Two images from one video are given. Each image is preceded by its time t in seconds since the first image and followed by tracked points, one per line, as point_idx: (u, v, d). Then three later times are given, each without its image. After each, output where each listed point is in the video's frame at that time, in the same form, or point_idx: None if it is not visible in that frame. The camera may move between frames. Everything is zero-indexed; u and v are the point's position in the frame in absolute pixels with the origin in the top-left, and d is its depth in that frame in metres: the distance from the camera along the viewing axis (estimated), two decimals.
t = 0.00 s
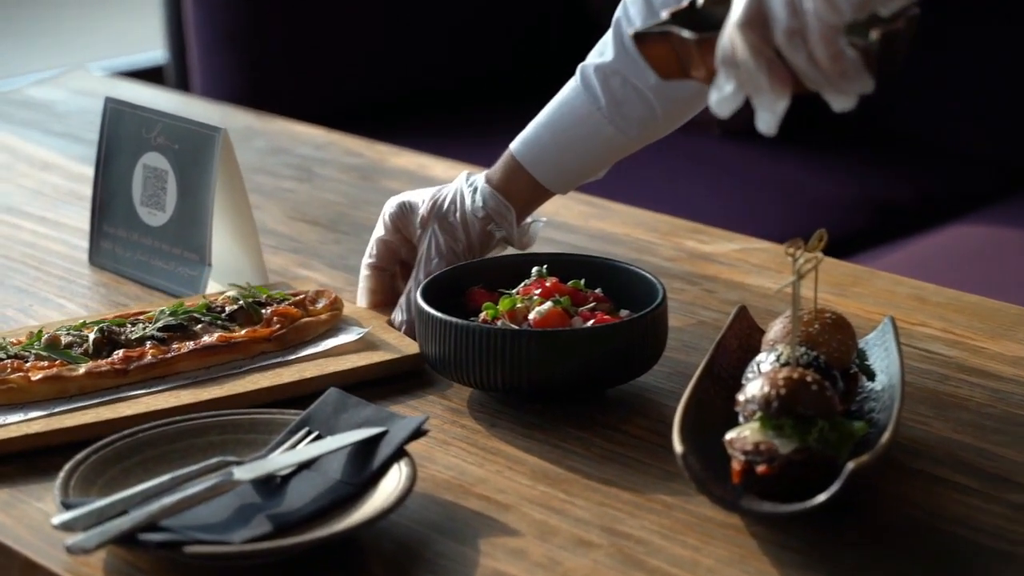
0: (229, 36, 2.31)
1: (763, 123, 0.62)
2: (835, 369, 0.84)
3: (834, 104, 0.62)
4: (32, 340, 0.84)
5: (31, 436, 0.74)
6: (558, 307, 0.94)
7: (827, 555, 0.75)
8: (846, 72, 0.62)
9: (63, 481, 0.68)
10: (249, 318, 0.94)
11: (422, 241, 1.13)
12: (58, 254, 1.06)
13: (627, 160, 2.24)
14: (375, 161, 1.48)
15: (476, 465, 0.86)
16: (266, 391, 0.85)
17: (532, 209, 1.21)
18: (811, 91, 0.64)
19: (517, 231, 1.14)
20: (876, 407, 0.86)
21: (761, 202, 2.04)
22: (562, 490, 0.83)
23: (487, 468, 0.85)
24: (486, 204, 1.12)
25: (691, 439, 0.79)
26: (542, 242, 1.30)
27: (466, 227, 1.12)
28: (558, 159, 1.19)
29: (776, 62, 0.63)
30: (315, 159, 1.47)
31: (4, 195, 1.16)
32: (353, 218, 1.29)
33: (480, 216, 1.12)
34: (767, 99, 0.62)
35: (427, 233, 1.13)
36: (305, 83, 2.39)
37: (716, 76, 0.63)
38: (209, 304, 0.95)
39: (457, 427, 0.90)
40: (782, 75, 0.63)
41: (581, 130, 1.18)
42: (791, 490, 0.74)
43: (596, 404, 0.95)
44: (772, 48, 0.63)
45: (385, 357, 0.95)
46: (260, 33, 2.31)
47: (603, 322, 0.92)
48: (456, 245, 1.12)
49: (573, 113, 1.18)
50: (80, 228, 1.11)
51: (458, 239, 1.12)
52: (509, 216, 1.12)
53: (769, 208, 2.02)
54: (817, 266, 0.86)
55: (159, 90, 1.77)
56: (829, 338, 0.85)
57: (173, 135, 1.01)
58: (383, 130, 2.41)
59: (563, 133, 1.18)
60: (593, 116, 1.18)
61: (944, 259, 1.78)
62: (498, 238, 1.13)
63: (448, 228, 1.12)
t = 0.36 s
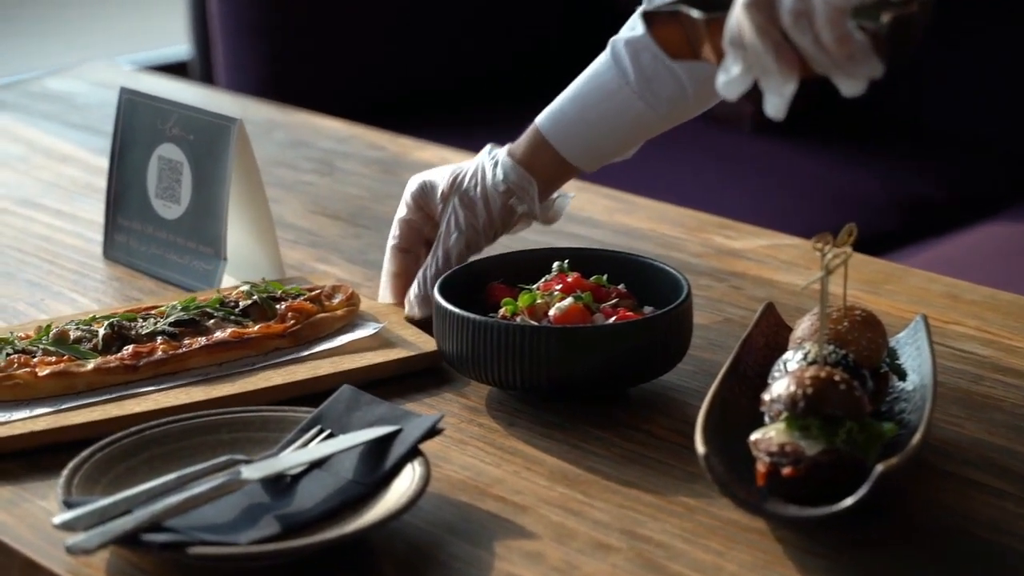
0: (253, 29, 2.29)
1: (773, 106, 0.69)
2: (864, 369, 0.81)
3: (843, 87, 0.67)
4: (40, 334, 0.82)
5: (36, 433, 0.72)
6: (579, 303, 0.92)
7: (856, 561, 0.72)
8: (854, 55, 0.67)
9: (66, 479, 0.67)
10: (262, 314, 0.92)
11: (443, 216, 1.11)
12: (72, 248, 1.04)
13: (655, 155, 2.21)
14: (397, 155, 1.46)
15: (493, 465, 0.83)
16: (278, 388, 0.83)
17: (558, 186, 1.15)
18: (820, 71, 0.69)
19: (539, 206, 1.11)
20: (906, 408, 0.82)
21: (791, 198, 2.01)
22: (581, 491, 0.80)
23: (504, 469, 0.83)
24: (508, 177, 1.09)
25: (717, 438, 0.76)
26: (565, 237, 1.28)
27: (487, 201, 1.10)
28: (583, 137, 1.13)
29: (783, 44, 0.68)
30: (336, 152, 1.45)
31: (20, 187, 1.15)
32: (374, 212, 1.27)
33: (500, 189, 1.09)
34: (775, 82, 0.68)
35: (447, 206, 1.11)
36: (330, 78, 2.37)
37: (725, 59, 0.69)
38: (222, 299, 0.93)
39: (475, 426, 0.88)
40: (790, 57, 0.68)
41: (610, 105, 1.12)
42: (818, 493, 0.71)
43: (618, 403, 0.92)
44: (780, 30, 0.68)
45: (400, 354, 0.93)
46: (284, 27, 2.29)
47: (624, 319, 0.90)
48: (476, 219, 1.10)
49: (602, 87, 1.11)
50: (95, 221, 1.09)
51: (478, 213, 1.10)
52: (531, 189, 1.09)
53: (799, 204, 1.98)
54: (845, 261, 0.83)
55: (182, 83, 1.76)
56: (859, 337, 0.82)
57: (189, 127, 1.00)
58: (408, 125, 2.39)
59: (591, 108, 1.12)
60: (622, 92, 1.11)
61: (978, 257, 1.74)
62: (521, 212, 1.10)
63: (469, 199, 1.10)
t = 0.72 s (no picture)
0: (278, 21, 2.28)
1: (774, 82, 0.73)
2: (891, 366, 0.78)
3: (846, 67, 0.71)
4: (48, 326, 0.80)
5: (40, 426, 0.71)
6: (600, 298, 0.89)
7: (881, 566, 0.70)
8: (855, 33, 0.71)
9: (68, 474, 0.65)
10: (276, 307, 0.91)
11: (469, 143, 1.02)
12: (86, 239, 1.03)
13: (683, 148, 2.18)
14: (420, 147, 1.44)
15: (509, 463, 0.81)
16: (290, 383, 0.82)
17: (596, 133, 1.02)
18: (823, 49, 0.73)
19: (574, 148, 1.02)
20: (935, 407, 0.80)
21: (820, 194, 1.97)
22: (599, 491, 0.78)
23: (520, 467, 0.81)
24: (541, 106, 0.99)
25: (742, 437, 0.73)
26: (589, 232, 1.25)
27: (516, 128, 1.00)
28: (634, 82, 0.99)
29: (783, 20, 0.73)
30: (358, 144, 1.43)
31: (37, 178, 1.14)
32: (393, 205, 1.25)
33: (532, 117, 0.99)
34: (776, 60, 0.72)
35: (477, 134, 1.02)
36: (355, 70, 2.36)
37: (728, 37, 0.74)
38: (235, 291, 0.91)
39: (490, 423, 0.86)
40: (791, 37, 0.73)
41: (656, 55, 0.98)
42: (842, 495, 0.68)
43: (638, 399, 0.90)
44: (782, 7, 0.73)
45: (416, 348, 0.91)
46: (309, 19, 2.28)
47: (645, 313, 0.87)
48: (501, 148, 1.00)
49: (651, 35, 0.98)
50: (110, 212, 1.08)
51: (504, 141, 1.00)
52: (564, 122, 0.99)
53: (828, 200, 1.95)
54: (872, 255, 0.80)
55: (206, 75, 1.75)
56: (887, 333, 0.80)
57: (204, 117, 0.98)
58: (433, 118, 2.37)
59: (635, 57, 0.98)
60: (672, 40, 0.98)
61: (1010, 256, 1.71)
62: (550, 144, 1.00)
63: (500, 127, 1.01)
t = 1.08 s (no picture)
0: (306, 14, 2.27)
1: (777, 46, 0.90)
2: (924, 363, 0.75)
3: (844, 39, 0.92)
4: (60, 317, 0.79)
5: (46, 420, 0.69)
6: (623, 292, 0.86)
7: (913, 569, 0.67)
8: (852, 9, 0.90)
9: (74, 468, 0.63)
10: (293, 300, 0.89)
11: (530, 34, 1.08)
12: (103, 230, 1.02)
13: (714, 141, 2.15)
14: (445, 140, 1.42)
15: (528, 460, 0.79)
16: (305, 377, 0.80)
17: (662, 53, 1.08)
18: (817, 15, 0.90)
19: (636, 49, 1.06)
20: (970, 406, 0.77)
21: (853, 188, 1.94)
22: (621, 489, 0.76)
23: (539, 464, 0.78)
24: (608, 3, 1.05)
25: (771, 435, 0.71)
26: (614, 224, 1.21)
27: (581, 20, 1.06)
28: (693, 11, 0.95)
29: None
30: (383, 136, 1.42)
31: (55, 168, 1.13)
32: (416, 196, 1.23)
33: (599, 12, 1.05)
34: (780, 32, 0.89)
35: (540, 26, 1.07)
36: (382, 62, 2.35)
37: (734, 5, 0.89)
38: (251, 284, 0.89)
39: (510, 419, 0.83)
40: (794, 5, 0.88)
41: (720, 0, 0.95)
42: (872, 495, 0.66)
43: (661, 395, 0.87)
44: None
45: (434, 342, 0.89)
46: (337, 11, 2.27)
47: (670, 308, 0.85)
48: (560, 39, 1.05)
49: None
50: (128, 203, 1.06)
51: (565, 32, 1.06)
52: (629, 21, 1.05)
53: (861, 194, 1.92)
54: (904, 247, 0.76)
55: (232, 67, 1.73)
56: (920, 328, 0.76)
57: (222, 105, 0.97)
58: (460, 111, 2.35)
59: None
60: None
61: None
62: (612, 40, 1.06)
63: (566, 20, 1.07)
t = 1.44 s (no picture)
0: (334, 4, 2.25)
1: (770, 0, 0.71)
2: (957, 357, 0.72)
3: None
4: (70, 306, 0.77)
5: (53, 411, 0.68)
6: (647, 282, 0.83)
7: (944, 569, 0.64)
8: None
9: (79, 460, 0.62)
10: (309, 291, 0.87)
11: None
12: (120, 219, 1.01)
13: (745, 134, 2.12)
14: (468, 130, 1.40)
15: (547, 455, 0.77)
16: (319, 369, 0.78)
17: None
18: None
19: None
20: (1004, 402, 0.74)
21: (887, 182, 1.90)
22: (641, 486, 0.73)
23: (558, 459, 0.76)
24: None
25: (798, 431, 0.68)
26: (635, 214, 1.15)
27: None
28: None
29: None
30: (406, 127, 1.39)
31: (73, 157, 1.12)
32: (438, 187, 1.21)
33: None
34: None
35: None
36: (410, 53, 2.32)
37: None
38: (266, 273, 0.88)
39: (529, 412, 0.81)
40: None
41: None
42: (901, 494, 0.63)
43: (685, 389, 0.85)
44: None
45: (453, 334, 0.87)
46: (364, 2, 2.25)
47: (693, 299, 0.82)
48: None
49: None
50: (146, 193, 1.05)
51: None
52: None
53: (895, 188, 1.88)
54: (939, 238, 0.73)
55: (256, 58, 1.72)
56: (953, 321, 0.73)
57: (239, 92, 0.95)
58: (488, 103, 2.32)
59: None
60: None
61: None
62: None
63: None
